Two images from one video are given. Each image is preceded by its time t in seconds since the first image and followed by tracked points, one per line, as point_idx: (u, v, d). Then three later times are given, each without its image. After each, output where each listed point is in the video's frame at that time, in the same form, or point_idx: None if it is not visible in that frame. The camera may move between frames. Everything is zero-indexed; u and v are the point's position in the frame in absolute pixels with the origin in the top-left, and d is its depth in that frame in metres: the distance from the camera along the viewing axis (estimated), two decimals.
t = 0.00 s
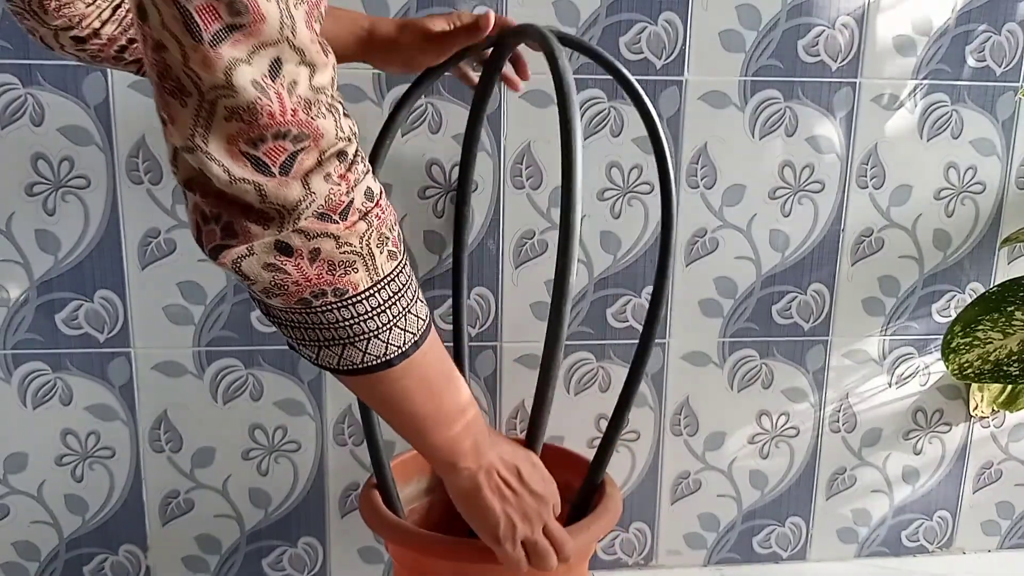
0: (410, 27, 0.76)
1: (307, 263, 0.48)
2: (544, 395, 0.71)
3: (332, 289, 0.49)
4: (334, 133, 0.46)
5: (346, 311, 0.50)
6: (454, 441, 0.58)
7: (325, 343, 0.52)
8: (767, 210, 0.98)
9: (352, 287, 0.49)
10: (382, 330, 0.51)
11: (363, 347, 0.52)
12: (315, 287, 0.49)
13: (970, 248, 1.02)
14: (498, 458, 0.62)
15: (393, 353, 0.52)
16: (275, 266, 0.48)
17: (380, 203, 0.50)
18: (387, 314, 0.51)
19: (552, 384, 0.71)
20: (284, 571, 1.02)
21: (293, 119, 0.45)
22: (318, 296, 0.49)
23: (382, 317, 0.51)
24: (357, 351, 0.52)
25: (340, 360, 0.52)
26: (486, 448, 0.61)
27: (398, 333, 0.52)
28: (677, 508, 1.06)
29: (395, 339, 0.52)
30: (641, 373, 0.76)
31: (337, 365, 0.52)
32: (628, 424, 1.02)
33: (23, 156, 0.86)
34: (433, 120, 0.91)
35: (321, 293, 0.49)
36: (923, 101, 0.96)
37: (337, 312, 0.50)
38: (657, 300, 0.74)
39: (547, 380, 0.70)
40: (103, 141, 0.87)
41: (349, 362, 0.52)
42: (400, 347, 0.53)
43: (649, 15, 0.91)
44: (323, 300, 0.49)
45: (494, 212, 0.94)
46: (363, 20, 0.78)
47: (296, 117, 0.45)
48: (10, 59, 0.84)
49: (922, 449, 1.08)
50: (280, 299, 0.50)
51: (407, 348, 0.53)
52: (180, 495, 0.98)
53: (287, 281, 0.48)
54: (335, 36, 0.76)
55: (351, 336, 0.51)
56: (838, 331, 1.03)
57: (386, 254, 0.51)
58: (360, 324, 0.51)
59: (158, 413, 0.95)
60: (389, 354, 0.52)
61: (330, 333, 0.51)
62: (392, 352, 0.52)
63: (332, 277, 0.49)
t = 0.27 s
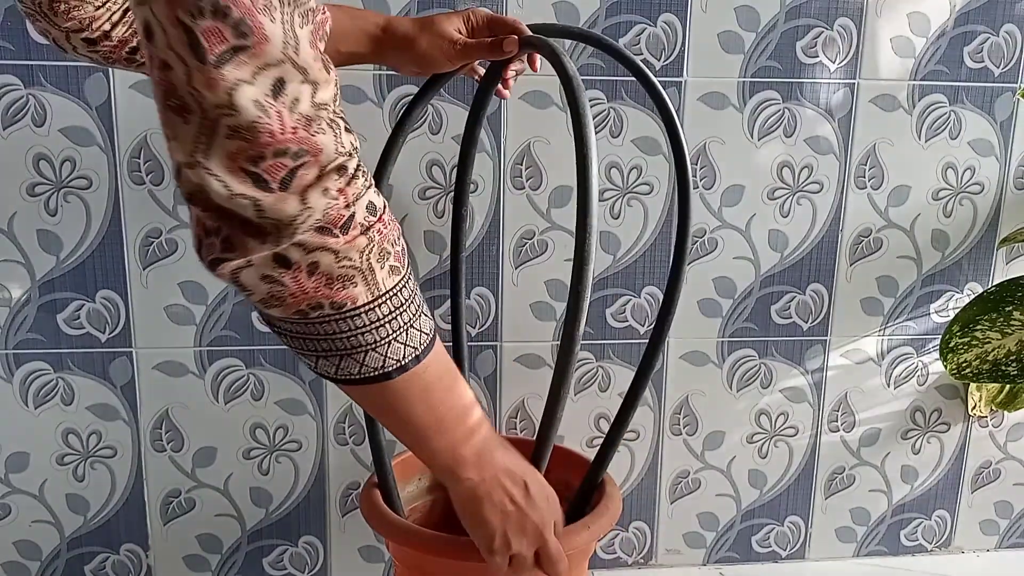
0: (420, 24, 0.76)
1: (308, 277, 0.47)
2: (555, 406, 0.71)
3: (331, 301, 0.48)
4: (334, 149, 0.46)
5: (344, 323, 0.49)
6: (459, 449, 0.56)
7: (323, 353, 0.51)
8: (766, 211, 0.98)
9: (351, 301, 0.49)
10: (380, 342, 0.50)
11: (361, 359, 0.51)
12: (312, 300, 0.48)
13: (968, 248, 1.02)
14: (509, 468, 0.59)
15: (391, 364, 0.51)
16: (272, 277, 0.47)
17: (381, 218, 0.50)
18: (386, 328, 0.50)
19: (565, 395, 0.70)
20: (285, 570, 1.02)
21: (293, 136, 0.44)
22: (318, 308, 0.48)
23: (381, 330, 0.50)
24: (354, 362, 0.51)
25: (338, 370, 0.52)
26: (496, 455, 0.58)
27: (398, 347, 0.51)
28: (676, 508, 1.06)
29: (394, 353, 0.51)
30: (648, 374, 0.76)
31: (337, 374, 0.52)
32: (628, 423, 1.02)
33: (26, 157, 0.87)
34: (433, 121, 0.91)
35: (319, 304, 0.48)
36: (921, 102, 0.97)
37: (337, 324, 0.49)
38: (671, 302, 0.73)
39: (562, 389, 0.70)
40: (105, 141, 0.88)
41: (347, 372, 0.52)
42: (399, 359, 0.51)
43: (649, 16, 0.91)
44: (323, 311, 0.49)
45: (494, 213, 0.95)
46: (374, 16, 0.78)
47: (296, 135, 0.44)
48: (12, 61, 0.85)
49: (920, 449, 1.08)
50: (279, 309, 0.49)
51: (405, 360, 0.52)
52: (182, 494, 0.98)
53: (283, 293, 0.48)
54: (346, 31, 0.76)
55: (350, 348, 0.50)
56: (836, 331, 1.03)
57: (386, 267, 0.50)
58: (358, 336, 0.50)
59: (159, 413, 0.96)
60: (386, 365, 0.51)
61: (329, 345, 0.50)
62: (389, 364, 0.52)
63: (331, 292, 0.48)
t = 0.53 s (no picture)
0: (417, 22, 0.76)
1: (215, 207, 0.32)
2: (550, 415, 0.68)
3: (278, 183, 0.32)
4: (259, 75, 0.31)
5: (313, 198, 0.33)
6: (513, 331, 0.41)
7: (284, 269, 0.35)
8: (766, 211, 0.98)
9: (305, 167, 0.32)
10: (375, 205, 0.35)
11: (359, 238, 0.35)
12: (242, 192, 0.32)
13: (968, 248, 1.02)
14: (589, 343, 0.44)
15: (402, 224, 0.36)
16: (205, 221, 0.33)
17: (321, 103, 0.33)
18: (372, 187, 0.35)
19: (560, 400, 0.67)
20: (285, 570, 1.02)
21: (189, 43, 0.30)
22: (262, 202, 0.32)
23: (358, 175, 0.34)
24: (351, 245, 0.35)
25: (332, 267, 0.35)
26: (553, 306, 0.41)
27: (395, 212, 0.36)
28: (676, 508, 1.06)
29: (384, 234, 0.36)
30: (645, 373, 0.76)
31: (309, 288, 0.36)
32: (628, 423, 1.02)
33: (26, 156, 0.87)
34: (433, 121, 0.91)
35: (264, 198, 0.32)
36: (921, 102, 0.97)
37: (290, 204, 0.33)
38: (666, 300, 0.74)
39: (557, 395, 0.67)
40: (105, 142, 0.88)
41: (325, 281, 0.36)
42: (400, 213, 0.36)
43: (649, 16, 0.91)
44: (270, 207, 0.32)
45: (494, 213, 0.95)
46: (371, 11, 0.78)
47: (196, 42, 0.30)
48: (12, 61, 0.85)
49: (920, 449, 1.08)
50: (205, 227, 0.33)
51: (412, 230, 0.37)
52: (182, 494, 0.98)
53: (204, 195, 0.31)
54: (342, 22, 0.76)
55: (336, 230, 0.34)
56: (836, 331, 1.03)
57: (327, 158, 0.33)
58: (319, 226, 0.34)
59: (159, 413, 0.96)
60: (393, 237, 0.36)
61: (295, 255, 0.34)
62: (385, 243, 0.36)
63: (266, 212, 0.32)
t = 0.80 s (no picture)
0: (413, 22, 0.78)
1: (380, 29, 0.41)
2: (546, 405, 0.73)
3: None
4: None
5: (422, 17, 0.42)
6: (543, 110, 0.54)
7: (383, 79, 0.43)
8: (766, 211, 0.98)
9: None
10: (470, 21, 0.43)
11: (452, 53, 0.43)
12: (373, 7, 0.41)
13: (968, 248, 1.02)
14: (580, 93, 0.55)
15: (487, 46, 0.44)
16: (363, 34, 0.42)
17: None
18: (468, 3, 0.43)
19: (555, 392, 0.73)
20: (285, 570, 1.02)
21: None
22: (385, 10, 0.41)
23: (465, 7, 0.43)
24: (445, 62, 0.43)
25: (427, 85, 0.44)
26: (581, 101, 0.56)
27: (486, 20, 0.44)
28: (676, 508, 1.06)
29: (471, 48, 0.44)
30: (643, 373, 0.77)
31: (402, 100, 0.44)
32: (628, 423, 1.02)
33: (25, 156, 0.87)
34: (433, 121, 0.92)
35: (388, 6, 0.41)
36: (922, 102, 0.97)
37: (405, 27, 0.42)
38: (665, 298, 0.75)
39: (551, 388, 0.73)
40: (105, 141, 0.88)
41: (415, 96, 0.44)
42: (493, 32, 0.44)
43: (649, 16, 0.91)
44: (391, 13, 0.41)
45: (494, 213, 0.95)
46: None
47: None
48: (11, 61, 0.84)
49: (920, 449, 1.08)
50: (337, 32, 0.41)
51: (500, 35, 0.45)
52: (182, 494, 0.98)
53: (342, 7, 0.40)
54: None
55: (435, 47, 0.43)
56: (837, 331, 1.03)
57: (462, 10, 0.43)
58: (418, 47, 0.42)
59: (159, 413, 0.96)
60: (482, 51, 0.44)
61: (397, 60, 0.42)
62: (474, 59, 0.44)
63: None
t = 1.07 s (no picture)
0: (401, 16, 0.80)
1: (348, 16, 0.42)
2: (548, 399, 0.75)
3: None
4: None
5: None
6: (525, 136, 0.52)
7: (366, 50, 0.43)
8: (766, 211, 0.98)
9: None
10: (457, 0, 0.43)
11: (436, 32, 0.42)
12: None
13: (967, 248, 1.02)
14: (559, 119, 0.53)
15: (470, 32, 0.43)
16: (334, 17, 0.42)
17: None
18: None
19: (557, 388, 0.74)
20: (285, 569, 1.02)
21: None
22: None
23: None
24: (429, 40, 0.43)
25: (409, 61, 0.43)
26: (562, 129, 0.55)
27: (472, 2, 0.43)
28: (676, 507, 1.07)
29: (455, 27, 0.43)
30: (638, 370, 0.78)
31: (382, 75, 0.44)
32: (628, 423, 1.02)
33: (26, 156, 0.87)
34: (433, 122, 0.92)
35: None
36: (921, 102, 0.97)
37: None
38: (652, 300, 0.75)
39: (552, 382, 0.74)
40: (105, 142, 0.88)
41: (396, 72, 0.44)
42: (478, 20, 0.43)
43: (649, 17, 0.91)
44: None
45: (494, 213, 0.95)
46: None
47: None
48: (11, 61, 0.85)
49: (920, 449, 1.08)
50: None
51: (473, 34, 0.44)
52: (182, 494, 0.99)
53: None
54: None
55: (420, 21, 0.42)
56: (836, 331, 1.03)
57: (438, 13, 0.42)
58: (401, 19, 0.42)
59: (159, 413, 0.96)
60: (465, 38, 0.43)
61: (381, 30, 0.42)
62: (458, 43, 0.43)
63: None
